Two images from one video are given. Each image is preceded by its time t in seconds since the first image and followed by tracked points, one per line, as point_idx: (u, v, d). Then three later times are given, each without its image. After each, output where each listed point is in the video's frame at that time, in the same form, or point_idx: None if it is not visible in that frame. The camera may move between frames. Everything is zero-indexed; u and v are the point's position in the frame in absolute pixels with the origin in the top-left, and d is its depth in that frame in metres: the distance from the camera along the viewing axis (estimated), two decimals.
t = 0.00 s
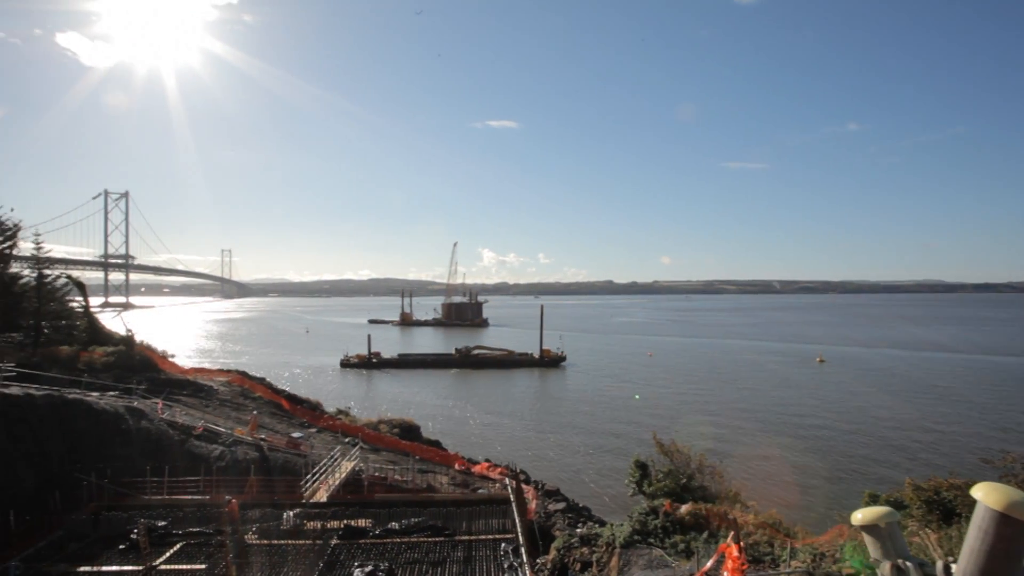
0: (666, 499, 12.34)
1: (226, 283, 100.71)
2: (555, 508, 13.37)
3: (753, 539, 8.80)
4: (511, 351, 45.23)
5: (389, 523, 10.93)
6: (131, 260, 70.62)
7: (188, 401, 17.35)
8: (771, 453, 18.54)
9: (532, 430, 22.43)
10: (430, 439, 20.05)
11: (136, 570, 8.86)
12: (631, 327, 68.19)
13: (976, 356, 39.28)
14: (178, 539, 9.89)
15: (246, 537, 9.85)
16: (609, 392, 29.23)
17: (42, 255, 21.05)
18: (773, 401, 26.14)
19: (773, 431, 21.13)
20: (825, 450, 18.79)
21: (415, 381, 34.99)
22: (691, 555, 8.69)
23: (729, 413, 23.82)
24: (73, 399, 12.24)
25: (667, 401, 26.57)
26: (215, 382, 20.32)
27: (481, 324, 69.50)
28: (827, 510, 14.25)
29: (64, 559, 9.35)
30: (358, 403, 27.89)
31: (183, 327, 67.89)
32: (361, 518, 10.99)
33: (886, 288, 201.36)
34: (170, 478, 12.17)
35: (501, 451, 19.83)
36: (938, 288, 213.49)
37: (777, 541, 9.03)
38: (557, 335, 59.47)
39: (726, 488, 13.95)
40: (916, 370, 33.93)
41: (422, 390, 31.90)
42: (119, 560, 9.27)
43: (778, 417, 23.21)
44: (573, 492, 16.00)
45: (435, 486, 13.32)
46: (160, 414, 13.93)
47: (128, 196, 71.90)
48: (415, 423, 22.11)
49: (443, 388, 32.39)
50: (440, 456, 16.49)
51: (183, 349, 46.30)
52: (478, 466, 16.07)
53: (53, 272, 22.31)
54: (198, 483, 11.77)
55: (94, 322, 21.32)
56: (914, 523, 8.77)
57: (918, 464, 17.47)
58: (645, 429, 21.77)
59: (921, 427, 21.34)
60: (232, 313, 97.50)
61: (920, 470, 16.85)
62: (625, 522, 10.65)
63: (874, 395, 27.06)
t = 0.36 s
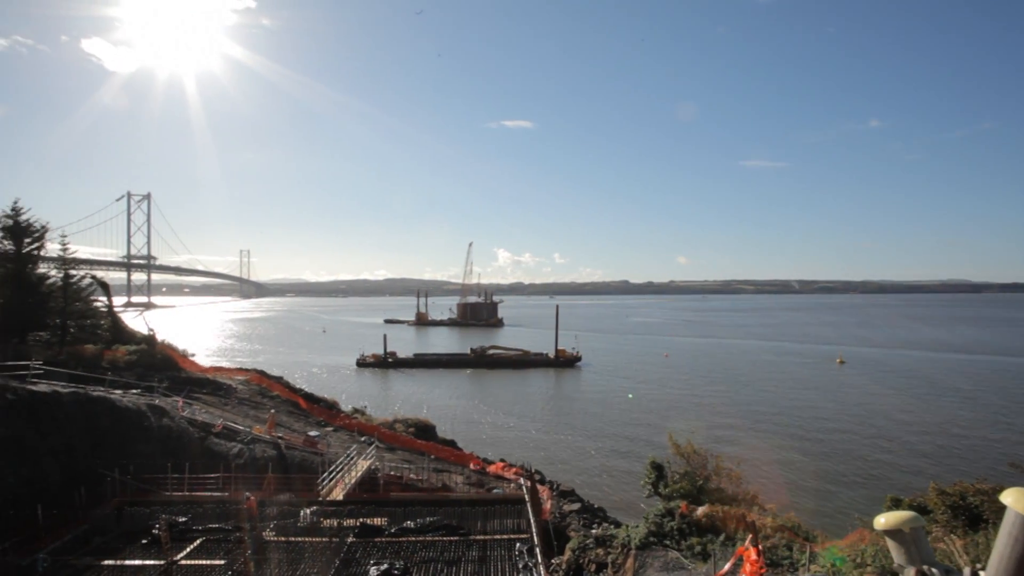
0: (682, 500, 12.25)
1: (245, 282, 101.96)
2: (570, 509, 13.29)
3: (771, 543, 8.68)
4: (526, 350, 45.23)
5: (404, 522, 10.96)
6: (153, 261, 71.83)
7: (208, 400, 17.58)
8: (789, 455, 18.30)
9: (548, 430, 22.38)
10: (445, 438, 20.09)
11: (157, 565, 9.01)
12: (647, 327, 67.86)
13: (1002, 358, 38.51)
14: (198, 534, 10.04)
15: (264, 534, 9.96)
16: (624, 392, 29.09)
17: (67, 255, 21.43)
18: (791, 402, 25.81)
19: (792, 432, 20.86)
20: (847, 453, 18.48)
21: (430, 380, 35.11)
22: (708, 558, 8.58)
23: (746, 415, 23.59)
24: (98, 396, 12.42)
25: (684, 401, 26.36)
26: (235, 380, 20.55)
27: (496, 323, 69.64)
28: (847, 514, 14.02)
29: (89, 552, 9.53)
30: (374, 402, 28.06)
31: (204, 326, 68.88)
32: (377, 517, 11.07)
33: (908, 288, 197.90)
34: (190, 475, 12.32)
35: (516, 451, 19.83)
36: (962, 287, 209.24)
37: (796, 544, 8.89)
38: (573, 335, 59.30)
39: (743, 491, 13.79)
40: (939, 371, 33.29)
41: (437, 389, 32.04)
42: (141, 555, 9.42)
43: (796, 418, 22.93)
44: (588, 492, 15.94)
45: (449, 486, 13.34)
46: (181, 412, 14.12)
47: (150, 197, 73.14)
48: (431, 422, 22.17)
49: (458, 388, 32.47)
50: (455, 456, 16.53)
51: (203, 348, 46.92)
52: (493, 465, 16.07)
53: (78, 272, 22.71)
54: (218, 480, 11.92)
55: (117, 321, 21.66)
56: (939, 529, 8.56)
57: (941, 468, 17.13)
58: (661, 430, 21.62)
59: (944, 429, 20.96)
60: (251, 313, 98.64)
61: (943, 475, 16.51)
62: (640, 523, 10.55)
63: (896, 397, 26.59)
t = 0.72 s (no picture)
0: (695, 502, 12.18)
1: (259, 282, 102.90)
2: (581, 509, 13.22)
3: (785, 545, 8.58)
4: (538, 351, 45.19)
5: (416, 521, 10.97)
6: (169, 261, 72.74)
7: (223, 398, 17.74)
8: (804, 458, 18.12)
9: (559, 431, 22.33)
10: (456, 438, 20.10)
11: (173, 561, 9.09)
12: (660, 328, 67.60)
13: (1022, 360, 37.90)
14: (213, 532, 10.11)
15: (278, 531, 10.01)
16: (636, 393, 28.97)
17: (86, 256, 21.68)
18: (806, 403, 25.56)
19: (807, 434, 20.65)
20: (863, 456, 18.25)
21: (442, 380, 35.18)
22: (721, 560, 8.48)
23: (760, 416, 23.39)
24: (115, 395, 12.58)
25: (696, 402, 26.19)
26: (249, 380, 20.71)
27: (508, 323, 69.67)
28: (863, 517, 13.82)
29: (107, 548, 9.63)
30: (385, 402, 28.16)
31: (218, 326, 69.60)
32: (389, 516, 11.09)
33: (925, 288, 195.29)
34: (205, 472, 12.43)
35: (527, 451, 19.81)
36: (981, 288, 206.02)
37: (811, 548, 8.77)
38: (585, 335, 59.16)
39: (757, 493, 13.64)
40: (958, 373, 32.81)
41: (449, 389, 32.11)
42: (158, 551, 9.51)
43: (811, 420, 22.69)
44: (600, 493, 15.88)
45: (461, 485, 13.34)
46: (196, 410, 14.25)
47: (167, 198, 74.02)
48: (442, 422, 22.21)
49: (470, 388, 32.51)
50: (467, 455, 16.53)
51: (218, 347, 47.38)
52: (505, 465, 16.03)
53: (96, 272, 23.01)
54: (232, 477, 12.01)
55: (134, 320, 21.91)
56: (959, 534, 8.40)
57: (960, 471, 16.86)
58: (674, 431, 21.48)
59: (963, 432, 20.65)
60: (265, 313, 99.51)
61: (962, 478, 16.26)
62: (652, 525, 10.46)
63: (912, 398, 26.25)
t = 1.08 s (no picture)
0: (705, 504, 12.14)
1: (271, 282, 103.62)
2: (591, 509, 13.18)
3: (798, 548, 8.46)
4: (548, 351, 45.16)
5: (426, 521, 10.97)
6: (183, 261, 73.47)
7: (235, 397, 17.87)
8: (816, 459, 17.95)
9: (568, 431, 22.28)
10: (466, 437, 20.11)
11: (186, 558, 9.16)
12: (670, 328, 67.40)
13: None
14: (225, 529, 10.19)
15: (290, 529, 10.06)
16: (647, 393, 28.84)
17: (102, 256, 21.93)
18: (819, 405, 25.30)
19: (819, 436, 20.47)
20: (876, 458, 18.05)
21: (452, 380, 35.24)
22: (732, 562, 8.41)
23: (771, 417, 23.23)
24: (131, 393, 12.71)
25: (707, 403, 26.05)
26: (261, 379, 20.84)
27: (518, 323, 69.70)
28: (877, 521, 13.65)
29: (122, 544, 9.72)
30: (395, 401, 28.24)
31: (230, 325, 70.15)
32: (399, 515, 11.13)
33: (941, 289, 192.86)
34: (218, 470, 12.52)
35: (537, 451, 19.79)
36: (998, 288, 203.23)
37: (824, 551, 8.64)
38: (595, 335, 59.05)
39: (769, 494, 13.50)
40: (974, 375, 32.31)
41: (458, 388, 32.17)
42: (172, 548, 9.58)
43: (823, 421, 22.50)
44: (610, 494, 15.82)
45: (471, 485, 13.33)
46: (209, 409, 14.37)
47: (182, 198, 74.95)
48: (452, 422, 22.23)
49: (480, 387, 32.51)
50: (477, 455, 16.52)
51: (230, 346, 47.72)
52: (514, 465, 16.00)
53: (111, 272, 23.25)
54: (244, 475, 12.07)
55: (149, 320, 22.11)
56: (977, 539, 8.26)
57: (977, 476, 16.59)
58: (685, 432, 21.34)
59: (978, 435, 20.40)
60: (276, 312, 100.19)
61: (979, 483, 16.00)
62: (663, 526, 10.40)
63: (928, 401, 25.89)
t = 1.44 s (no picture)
0: (714, 505, 12.14)
1: (280, 282, 104.26)
2: (599, 510, 13.14)
3: (808, 549, 8.37)
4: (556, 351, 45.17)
5: (434, 521, 10.97)
6: (194, 261, 74.11)
7: (245, 396, 17.98)
8: (827, 460, 17.83)
9: (576, 431, 22.28)
10: (474, 437, 20.14)
11: (197, 556, 9.21)
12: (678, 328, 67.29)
13: None
14: (235, 528, 10.26)
15: (299, 528, 10.09)
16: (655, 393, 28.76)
17: (115, 257, 22.13)
18: (829, 406, 25.11)
19: (830, 437, 20.36)
20: (887, 459, 17.93)
21: (461, 380, 35.30)
22: (741, 564, 8.34)
23: (782, 418, 23.10)
24: (143, 392, 12.81)
25: (716, 403, 25.94)
26: (271, 378, 20.96)
27: (526, 323, 69.77)
28: (889, 523, 13.51)
29: (134, 541, 9.80)
30: (403, 401, 28.34)
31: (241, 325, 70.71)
32: (407, 514, 11.16)
33: (953, 289, 190.83)
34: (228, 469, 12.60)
35: (545, 450, 19.80)
36: (1012, 288, 200.82)
37: (835, 553, 8.55)
38: (603, 335, 58.93)
39: (779, 495, 13.39)
40: (987, 376, 32.00)
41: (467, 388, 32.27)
42: (183, 545, 9.65)
43: (834, 422, 22.35)
44: (618, 493, 15.79)
45: (479, 484, 13.35)
46: (220, 408, 14.46)
47: (193, 199, 75.79)
48: (460, 421, 22.28)
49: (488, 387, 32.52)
50: (485, 455, 16.52)
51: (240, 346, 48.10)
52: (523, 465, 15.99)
53: (125, 272, 23.49)
54: (255, 473, 12.14)
55: (161, 320, 22.30)
56: (992, 543, 8.15)
57: (990, 478, 16.41)
58: (694, 432, 21.25)
59: (990, 436, 20.22)
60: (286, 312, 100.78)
61: (992, 485, 15.81)
62: (672, 527, 10.34)
63: (939, 402, 25.63)
